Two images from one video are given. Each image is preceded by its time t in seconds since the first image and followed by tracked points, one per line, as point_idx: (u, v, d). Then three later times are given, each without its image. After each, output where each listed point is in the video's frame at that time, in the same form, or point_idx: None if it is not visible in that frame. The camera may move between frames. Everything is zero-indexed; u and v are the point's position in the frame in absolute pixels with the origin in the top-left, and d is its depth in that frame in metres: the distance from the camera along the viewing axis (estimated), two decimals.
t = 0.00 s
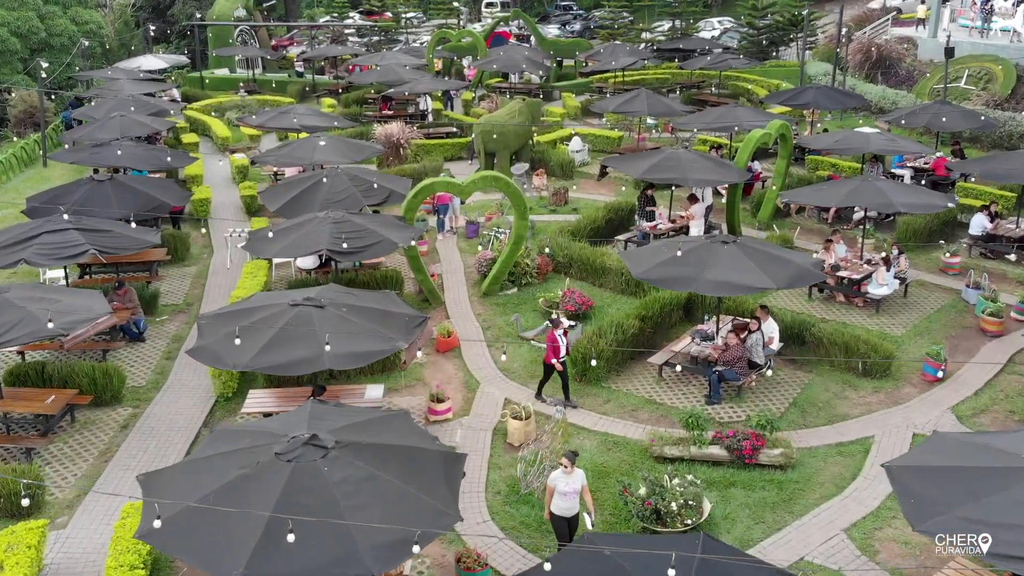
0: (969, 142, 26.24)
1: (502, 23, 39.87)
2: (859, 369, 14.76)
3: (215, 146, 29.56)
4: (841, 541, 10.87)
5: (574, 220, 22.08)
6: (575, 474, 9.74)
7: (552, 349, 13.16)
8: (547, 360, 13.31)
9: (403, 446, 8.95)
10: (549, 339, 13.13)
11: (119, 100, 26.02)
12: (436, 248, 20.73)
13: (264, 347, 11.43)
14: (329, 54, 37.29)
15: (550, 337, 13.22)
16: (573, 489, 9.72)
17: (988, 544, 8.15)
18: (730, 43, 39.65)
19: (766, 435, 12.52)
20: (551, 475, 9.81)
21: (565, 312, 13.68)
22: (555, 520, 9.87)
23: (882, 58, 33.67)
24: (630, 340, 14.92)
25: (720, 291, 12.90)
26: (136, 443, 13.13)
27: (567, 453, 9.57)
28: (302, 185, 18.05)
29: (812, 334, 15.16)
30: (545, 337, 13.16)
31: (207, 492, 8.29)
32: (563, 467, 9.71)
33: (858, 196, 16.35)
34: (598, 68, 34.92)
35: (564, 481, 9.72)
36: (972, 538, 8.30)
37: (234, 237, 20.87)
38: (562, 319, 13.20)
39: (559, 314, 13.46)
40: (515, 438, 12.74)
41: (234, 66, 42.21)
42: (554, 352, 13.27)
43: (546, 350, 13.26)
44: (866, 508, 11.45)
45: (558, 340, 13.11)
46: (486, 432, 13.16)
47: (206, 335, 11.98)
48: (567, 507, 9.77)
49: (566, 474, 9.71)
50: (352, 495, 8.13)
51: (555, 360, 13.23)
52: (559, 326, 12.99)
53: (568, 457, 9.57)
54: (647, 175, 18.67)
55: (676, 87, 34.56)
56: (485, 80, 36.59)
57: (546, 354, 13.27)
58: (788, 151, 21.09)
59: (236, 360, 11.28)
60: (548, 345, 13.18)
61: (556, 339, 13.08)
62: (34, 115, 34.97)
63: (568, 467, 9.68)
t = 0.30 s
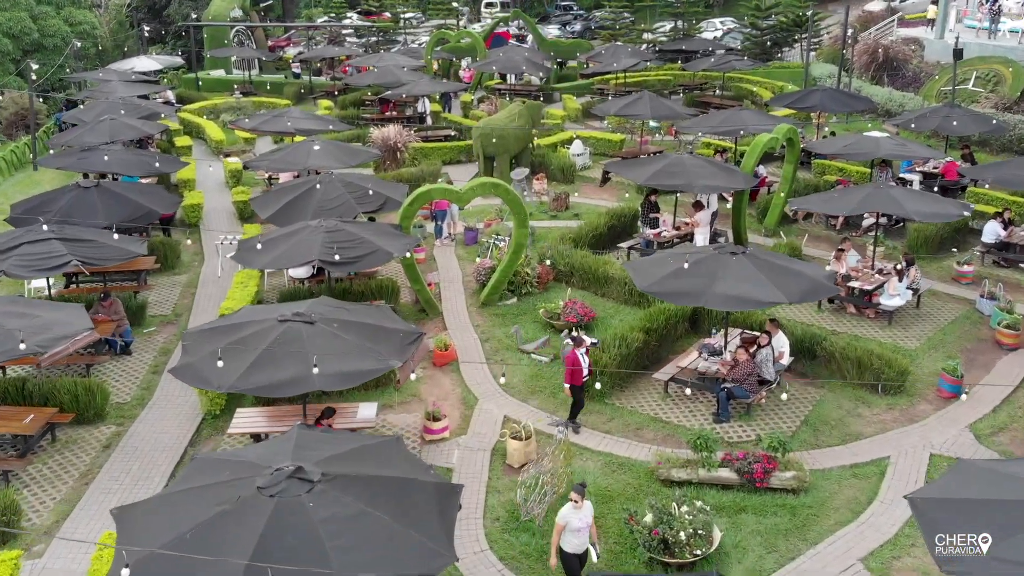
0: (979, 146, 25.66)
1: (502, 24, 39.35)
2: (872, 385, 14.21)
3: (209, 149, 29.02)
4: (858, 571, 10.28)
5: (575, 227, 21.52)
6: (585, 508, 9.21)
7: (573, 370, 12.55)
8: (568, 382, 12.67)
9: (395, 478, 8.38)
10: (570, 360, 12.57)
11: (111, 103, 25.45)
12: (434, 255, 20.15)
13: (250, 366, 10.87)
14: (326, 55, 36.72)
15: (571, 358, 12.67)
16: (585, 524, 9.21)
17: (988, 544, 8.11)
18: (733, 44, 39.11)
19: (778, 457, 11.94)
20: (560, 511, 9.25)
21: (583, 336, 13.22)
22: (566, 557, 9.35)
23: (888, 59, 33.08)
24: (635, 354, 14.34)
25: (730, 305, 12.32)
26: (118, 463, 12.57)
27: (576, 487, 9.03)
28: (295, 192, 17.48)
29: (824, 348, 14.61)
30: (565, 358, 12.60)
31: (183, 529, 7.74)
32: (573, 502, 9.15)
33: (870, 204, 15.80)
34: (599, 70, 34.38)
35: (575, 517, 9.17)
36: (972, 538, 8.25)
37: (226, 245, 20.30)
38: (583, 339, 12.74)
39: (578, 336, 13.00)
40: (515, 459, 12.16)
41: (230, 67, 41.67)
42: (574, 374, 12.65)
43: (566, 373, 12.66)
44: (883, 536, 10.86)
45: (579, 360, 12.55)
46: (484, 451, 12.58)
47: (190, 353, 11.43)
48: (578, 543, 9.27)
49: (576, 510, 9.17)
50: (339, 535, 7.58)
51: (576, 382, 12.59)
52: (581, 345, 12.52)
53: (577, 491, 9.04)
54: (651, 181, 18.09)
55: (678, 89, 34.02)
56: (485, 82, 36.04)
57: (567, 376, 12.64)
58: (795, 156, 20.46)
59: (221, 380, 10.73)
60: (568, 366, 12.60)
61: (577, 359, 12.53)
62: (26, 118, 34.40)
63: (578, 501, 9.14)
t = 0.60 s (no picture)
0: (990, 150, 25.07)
1: (502, 24, 38.80)
2: (889, 403, 13.63)
3: (203, 153, 28.44)
4: None
5: (577, 234, 20.94)
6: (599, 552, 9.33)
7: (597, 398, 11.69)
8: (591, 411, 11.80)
9: (386, 515, 7.80)
10: (594, 388, 11.68)
11: (101, 106, 24.86)
12: (431, 264, 19.56)
13: (235, 389, 10.30)
14: (323, 57, 36.15)
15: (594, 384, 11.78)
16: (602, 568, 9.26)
17: (989, 543, 8.03)
18: (735, 45, 38.58)
19: (793, 482, 11.35)
20: (577, 560, 9.33)
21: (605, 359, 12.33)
22: None
23: (895, 61, 32.50)
24: (641, 370, 13.75)
25: (742, 322, 11.74)
26: (100, 486, 11.98)
27: (589, 531, 9.19)
28: (288, 199, 16.90)
29: (837, 364, 14.05)
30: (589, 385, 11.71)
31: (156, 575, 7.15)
32: (587, 546, 9.28)
33: (883, 212, 15.25)
34: (600, 72, 33.82)
35: (591, 561, 9.25)
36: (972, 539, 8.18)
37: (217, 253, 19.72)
38: (607, 364, 11.87)
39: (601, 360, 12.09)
40: (515, 483, 11.57)
41: (226, 68, 41.11)
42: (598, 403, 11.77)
43: (589, 401, 11.78)
44: (904, 567, 10.26)
45: (604, 388, 11.67)
46: (483, 474, 11.99)
47: (173, 372, 10.85)
48: None
49: (592, 555, 9.29)
50: None
51: (599, 412, 11.74)
52: (606, 372, 11.63)
53: (591, 534, 9.16)
54: (656, 189, 17.51)
55: (681, 91, 33.45)
56: (484, 84, 35.48)
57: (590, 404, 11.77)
58: (803, 161, 19.88)
59: (206, 404, 10.14)
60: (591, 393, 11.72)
61: (602, 387, 11.65)
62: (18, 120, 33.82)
63: (592, 544, 9.24)
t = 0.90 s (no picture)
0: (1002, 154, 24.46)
1: (502, 25, 38.23)
2: (907, 423, 13.04)
3: (196, 157, 27.87)
4: None
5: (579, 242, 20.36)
6: None
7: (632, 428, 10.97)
8: (623, 441, 11.07)
9: (375, 561, 7.21)
10: (627, 420, 10.92)
11: (90, 109, 24.27)
12: (429, 273, 18.94)
13: (218, 415, 9.72)
14: (320, 58, 35.59)
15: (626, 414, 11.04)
16: None
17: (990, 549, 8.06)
18: (739, 46, 38.01)
19: (809, 511, 10.73)
20: None
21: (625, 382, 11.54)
22: None
23: (903, 63, 31.89)
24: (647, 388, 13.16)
25: (756, 342, 11.14)
26: (79, 513, 11.39)
27: None
28: (280, 207, 16.30)
29: (852, 383, 13.50)
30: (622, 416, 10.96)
31: None
32: None
33: (900, 223, 14.66)
34: (602, 74, 33.25)
35: None
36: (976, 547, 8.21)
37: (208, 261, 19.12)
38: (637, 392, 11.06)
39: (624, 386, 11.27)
40: (517, 511, 10.96)
41: (222, 70, 40.53)
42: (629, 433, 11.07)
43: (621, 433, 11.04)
44: None
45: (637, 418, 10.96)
46: (482, 501, 11.39)
47: (154, 397, 10.28)
48: None
49: None
50: None
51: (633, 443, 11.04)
52: (640, 400, 10.92)
53: None
54: (662, 197, 16.91)
55: (684, 94, 32.86)
56: (484, 86, 34.89)
57: (622, 434, 11.04)
58: (813, 167, 19.26)
59: (188, 433, 9.57)
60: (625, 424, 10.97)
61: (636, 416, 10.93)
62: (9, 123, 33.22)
63: None
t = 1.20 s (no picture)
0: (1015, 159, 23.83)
1: (502, 26, 37.63)
2: (927, 446, 12.42)
3: (189, 161, 27.26)
4: None
5: (581, 250, 19.75)
6: None
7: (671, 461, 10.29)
8: (663, 478, 10.36)
9: None
10: (668, 454, 10.26)
11: (79, 113, 23.67)
12: (426, 282, 18.31)
13: (197, 446, 9.11)
14: (316, 59, 34.96)
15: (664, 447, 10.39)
16: None
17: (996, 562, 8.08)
18: (743, 47, 37.41)
19: (828, 545, 9.93)
20: None
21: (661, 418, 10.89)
22: None
23: (910, 65, 31.29)
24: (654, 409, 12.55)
25: (770, 364, 10.53)
26: (54, 544, 10.78)
27: None
28: (271, 216, 15.67)
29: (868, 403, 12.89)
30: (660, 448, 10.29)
31: None
32: None
33: (916, 234, 14.06)
34: (604, 75, 32.66)
35: None
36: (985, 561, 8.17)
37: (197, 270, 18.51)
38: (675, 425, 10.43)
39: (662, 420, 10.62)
40: (517, 543, 10.34)
41: (218, 71, 39.98)
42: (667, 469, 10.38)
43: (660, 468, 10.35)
44: None
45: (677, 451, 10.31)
46: (480, 530, 10.76)
47: (132, 424, 9.69)
48: None
49: None
50: None
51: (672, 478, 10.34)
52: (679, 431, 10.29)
53: None
54: (667, 205, 16.29)
55: (687, 96, 32.28)
56: (483, 87, 34.28)
57: (661, 471, 10.35)
58: (822, 174, 18.65)
59: (165, 465, 8.97)
60: (662, 456, 10.31)
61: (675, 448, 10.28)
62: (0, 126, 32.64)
63: None
